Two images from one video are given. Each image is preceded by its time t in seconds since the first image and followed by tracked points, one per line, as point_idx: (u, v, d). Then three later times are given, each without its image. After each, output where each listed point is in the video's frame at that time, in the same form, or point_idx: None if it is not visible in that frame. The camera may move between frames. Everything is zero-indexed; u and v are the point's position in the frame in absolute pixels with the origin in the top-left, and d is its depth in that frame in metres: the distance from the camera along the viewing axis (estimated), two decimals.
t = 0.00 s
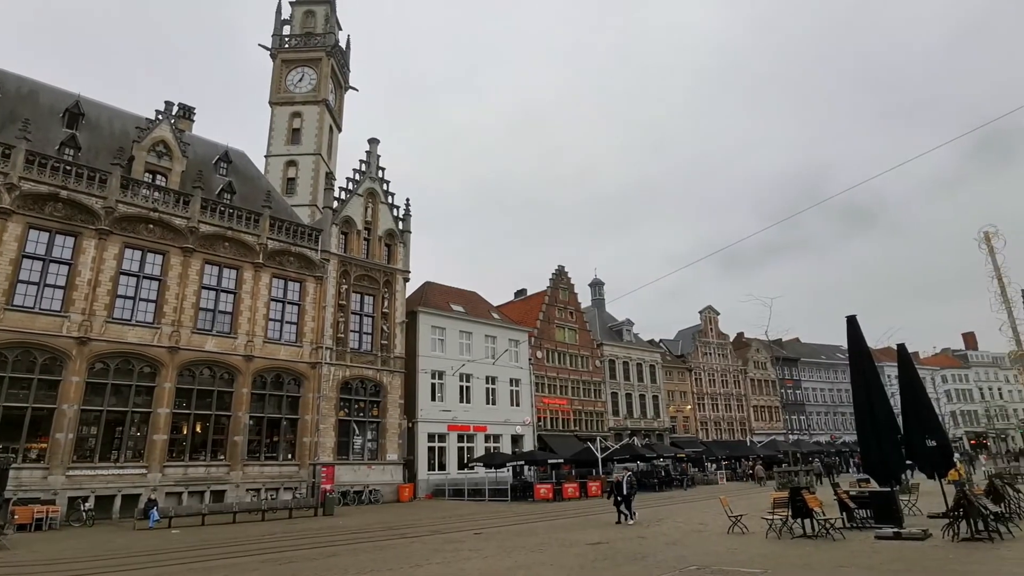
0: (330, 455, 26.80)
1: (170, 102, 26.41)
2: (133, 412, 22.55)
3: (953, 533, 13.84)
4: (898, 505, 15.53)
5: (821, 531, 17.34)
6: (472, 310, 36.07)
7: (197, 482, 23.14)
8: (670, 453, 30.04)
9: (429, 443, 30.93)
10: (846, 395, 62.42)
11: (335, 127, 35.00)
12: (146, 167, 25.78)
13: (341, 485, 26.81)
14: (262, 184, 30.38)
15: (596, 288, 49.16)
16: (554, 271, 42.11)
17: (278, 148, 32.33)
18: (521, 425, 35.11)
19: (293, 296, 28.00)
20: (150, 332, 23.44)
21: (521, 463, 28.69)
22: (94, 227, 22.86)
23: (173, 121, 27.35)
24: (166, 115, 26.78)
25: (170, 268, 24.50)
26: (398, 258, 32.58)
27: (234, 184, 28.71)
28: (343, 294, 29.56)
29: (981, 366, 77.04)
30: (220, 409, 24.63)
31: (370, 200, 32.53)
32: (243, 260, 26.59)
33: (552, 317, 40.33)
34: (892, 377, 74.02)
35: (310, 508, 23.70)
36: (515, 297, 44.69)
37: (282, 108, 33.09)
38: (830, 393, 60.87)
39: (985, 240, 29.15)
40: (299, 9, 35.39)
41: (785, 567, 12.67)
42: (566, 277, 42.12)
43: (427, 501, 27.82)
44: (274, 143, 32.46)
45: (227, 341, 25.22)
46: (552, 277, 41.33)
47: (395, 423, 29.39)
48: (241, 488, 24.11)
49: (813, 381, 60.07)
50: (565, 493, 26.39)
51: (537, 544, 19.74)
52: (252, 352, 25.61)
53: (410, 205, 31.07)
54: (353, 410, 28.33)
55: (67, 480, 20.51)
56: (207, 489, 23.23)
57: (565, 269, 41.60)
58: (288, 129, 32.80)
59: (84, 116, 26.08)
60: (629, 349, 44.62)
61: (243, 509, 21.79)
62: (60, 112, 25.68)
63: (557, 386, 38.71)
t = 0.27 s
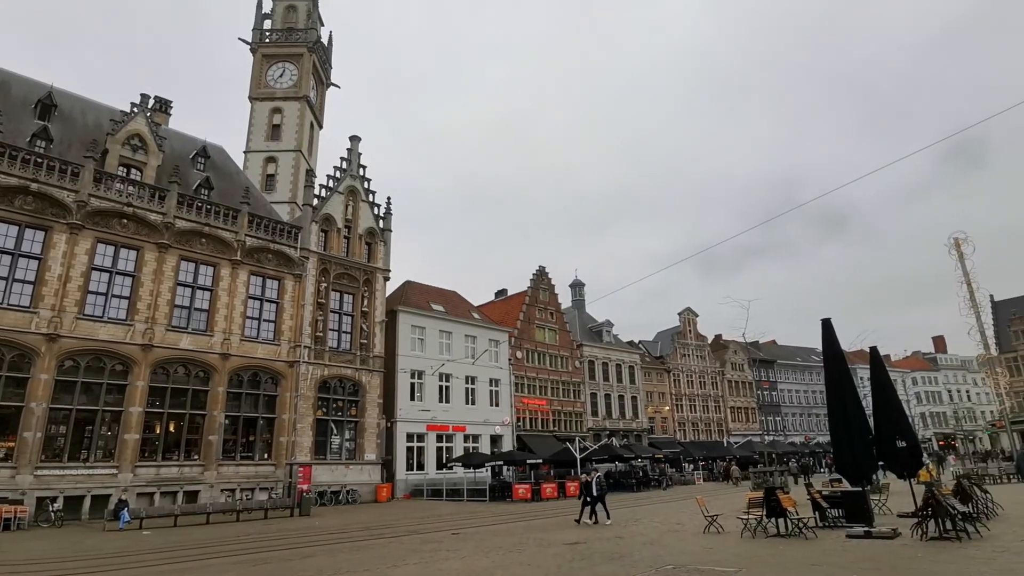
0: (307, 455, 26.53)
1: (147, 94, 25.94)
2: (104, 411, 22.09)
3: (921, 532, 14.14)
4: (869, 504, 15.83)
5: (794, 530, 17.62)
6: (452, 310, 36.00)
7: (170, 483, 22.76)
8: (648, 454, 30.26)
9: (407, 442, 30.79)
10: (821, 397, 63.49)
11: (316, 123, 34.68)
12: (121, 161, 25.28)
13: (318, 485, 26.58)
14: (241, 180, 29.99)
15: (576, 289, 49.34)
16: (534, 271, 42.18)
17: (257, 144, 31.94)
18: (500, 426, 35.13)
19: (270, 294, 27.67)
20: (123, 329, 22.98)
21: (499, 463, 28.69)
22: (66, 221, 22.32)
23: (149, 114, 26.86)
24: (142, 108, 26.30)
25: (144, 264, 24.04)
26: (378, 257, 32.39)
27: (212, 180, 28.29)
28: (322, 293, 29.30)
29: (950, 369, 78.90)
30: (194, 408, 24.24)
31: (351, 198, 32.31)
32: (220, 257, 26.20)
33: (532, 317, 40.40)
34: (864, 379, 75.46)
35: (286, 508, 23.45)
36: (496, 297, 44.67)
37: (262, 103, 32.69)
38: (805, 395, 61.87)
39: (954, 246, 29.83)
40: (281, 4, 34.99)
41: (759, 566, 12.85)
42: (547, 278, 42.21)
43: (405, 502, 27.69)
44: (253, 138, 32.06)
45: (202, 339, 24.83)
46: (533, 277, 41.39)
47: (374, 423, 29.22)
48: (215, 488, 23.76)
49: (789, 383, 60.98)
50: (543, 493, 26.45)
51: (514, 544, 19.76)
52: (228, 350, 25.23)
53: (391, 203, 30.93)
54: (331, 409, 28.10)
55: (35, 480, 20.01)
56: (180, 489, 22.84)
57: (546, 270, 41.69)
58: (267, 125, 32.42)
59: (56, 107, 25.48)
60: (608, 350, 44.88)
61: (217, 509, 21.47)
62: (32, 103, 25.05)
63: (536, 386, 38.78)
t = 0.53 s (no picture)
0: (282, 454, 26.21)
1: (121, 86, 25.39)
2: (73, 409, 21.55)
3: (890, 531, 14.44)
4: (840, 504, 16.12)
5: (767, 529, 17.88)
6: (432, 309, 35.87)
7: (141, 483, 22.31)
8: (625, 454, 30.44)
9: (384, 442, 30.59)
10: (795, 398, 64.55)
11: (296, 119, 34.30)
12: (93, 153, 24.70)
13: (293, 484, 26.27)
14: (218, 175, 29.52)
15: (556, 289, 49.48)
16: (514, 271, 42.21)
17: (235, 139, 31.48)
18: (478, 425, 35.09)
19: (247, 291, 27.28)
20: (93, 325, 22.44)
21: (477, 463, 28.64)
22: (34, 214, 21.69)
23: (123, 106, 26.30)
24: (115, 99, 25.73)
25: (116, 259, 23.50)
26: (357, 255, 32.14)
27: (188, 174, 27.79)
28: (300, 290, 28.97)
29: (920, 372, 80.80)
30: (167, 407, 23.77)
31: (331, 195, 32.02)
32: (196, 253, 25.74)
33: (512, 317, 40.41)
34: (837, 381, 76.93)
35: (260, 509, 23.14)
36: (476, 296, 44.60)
37: (240, 97, 32.22)
38: (780, 396, 62.84)
39: (924, 252, 30.53)
40: None
41: (733, 564, 13.02)
42: (527, 278, 42.25)
43: (382, 502, 27.51)
44: (231, 133, 31.59)
45: (176, 336, 24.37)
46: (513, 277, 41.40)
47: (351, 422, 28.99)
48: (187, 489, 23.33)
49: (764, 384, 61.89)
50: (521, 493, 26.46)
51: (492, 544, 19.73)
52: (203, 348, 24.80)
53: (372, 201, 30.71)
54: (307, 408, 27.80)
55: None
56: (151, 489, 22.38)
57: (526, 270, 41.73)
58: (246, 120, 31.96)
59: (26, 97, 24.79)
60: (587, 351, 45.10)
61: (190, 510, 21.10)
62: None
63: (515, 386, 38.81)
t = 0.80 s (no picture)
0: (257, 453, 25.85)
1: (93, 76, 24.80)
2: (39, 407, 20.96)
3: (859, 530, 14.75)
4: (811, 504, 16.40)
5: (740, 529, 18.11)
6: (411, 308, 35.70)
7: (109, 482, 21.76)
8: (602, 455, 30.62)
9: (361, 441, 30.36)
10: (769, 400, 65.59)
11: (275, 114, 33.86)
12: (64, 144, 24.08)
13: (268, 484, 25.91)
14: (194, 169, 28.99)
15: (536, 289, 49.58)
16: (494, 271, 42.19)
17: (212, 132, 30.97)
18: (456, 425, 35.02)
19: (222, 287, 26.83)
20: (62, 321, 21.86)
21: (455, 463, 28.59)
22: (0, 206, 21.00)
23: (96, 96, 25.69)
24: (87, 90, 25.13)
25: (87, 253, 22.91)
26: (336, 252, 31.85)
27: (163, 168, 27.25)
28: (277, 288, 28.60)
29: (890, 374, 82.67)
30: (137, 405, 23.26)
31: (309, 192, 31.70)
32: (170, 248, 25.23)
33: (491, 317, 40.39)
34: (810, 383, 78.34)
35: (233, 508, 22.79)
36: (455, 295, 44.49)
37: (217, 90, 31.71)
38: (754, 398, 63.78)
39: (895, 257, 31.22)
40: None
41: (707, 563, 13.18)
42: (507, 278, 42.25)
43: (358, 501, 27.31)
44: (208, 127, 31.05)
45: (148, 333, 23.87)
46: (492, 277, 41.37)
47: (328, 421, 28.73)
48: (157, 488, 22.85)
49: (740, 386, 62.77)
50: (498, 493, 26.47)
51: (468, 544, 19.70)
52: (176, 345, 24.33)
53: (351, 198, 30.44)
54: (283, 407, 27.45)
55: None
56: (120, 489, 21.87)
57: (505, 270, 41.73)
58: (223, 114, 31.46)
59: None
60: (565, 351, 45.27)
61: (160, 511, 20.70)
62: None
63: (493, 386, 38.80)
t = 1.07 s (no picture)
0: (229, 453, 25.41)
1: (64, 64, 24.14)
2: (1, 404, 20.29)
3: (827, 530, 15.04)
4: (782, 504, 16.67)
5: (712, 529, 18.34)
6: (388, 307, 35.46)
7: (74, 482, 21.13)
8: (578, 455, 30.75)
9: (336, 441, 30.06)
10: (743, 402, 66.55)
11: (252, 108, 33.35)
12: (32, 134, 23.37)
13: (239, 484, 25.49)
14: (167, 163, 28.39)
15: (514, 290, 49.61)
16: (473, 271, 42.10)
17: (187, 125, 30.38)
18: (432, 425, 34.89)
19: (195, 283, 26.32)
20: (26, 315, 21.19)
21: (431, 463, 28.47)
22: None
23: (66, 85, 25.01)
24: (57, 78, 24.45)
25: (54, 247, 22.25)
26: (313, 250, 31.49)
27: (135, 160, 26.64)
28: (252, 284, 28.16)
29: (859, 378, 84.44)
30: (104, 403, 22.66)
31: (286, 188, 31.29)
32: (141, 242, 24.64)
33: (469, 317, 40.30)
34: (783, 386, 79.67)
35: (203, 509, 22.35)
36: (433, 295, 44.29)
37: (193, 83, 31.11)
38: (729, 400, 64.64)
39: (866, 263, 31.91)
40: None
41: (680, 563, 13.32)
42: (485, 278, 42.20)
43: (332, 501, 27.04)
44: (183, 120, 30.45)
45: (117, 329, 23.29)
46: (471, 277, 41.29)
47: (302, 420, 28.39)
48: (125, 488, 22.29)
49: (714, 388, 63.56)
50: (473, 493, 26.42)
51: (442, 544, 19.62)
52: (146, 341, 23.79)
53: (329, 195, 30.14)
54: (256, 406, 27.04)
55: None
56: (86, 489, 21.26)
57: (484, 270, 41.67)
58: (199, 106, 30.87)
59: None
60: (543, 352, 45.37)
61: (128, 511, 20.24)
62: None
63: (470, 386, 38.73)
